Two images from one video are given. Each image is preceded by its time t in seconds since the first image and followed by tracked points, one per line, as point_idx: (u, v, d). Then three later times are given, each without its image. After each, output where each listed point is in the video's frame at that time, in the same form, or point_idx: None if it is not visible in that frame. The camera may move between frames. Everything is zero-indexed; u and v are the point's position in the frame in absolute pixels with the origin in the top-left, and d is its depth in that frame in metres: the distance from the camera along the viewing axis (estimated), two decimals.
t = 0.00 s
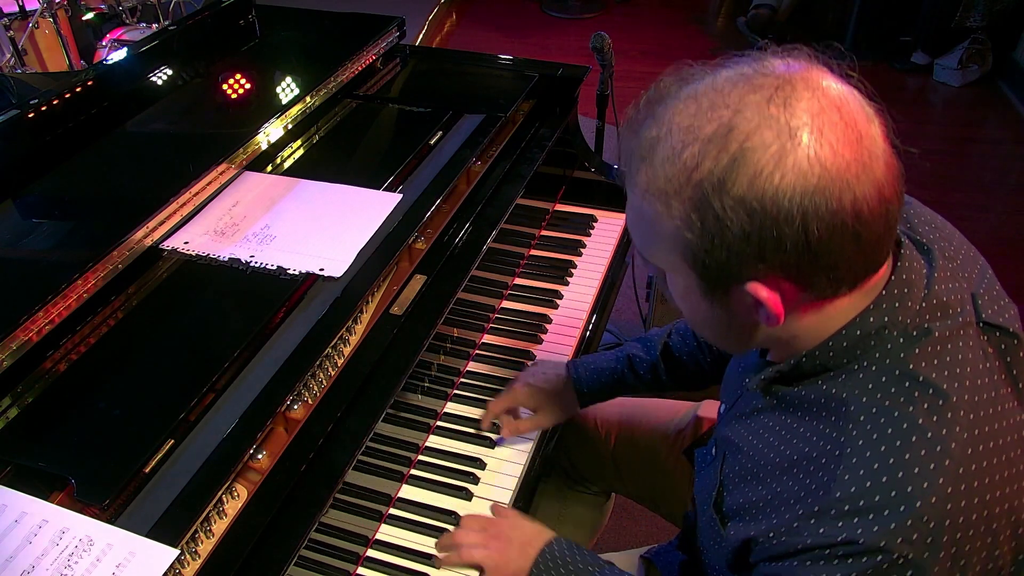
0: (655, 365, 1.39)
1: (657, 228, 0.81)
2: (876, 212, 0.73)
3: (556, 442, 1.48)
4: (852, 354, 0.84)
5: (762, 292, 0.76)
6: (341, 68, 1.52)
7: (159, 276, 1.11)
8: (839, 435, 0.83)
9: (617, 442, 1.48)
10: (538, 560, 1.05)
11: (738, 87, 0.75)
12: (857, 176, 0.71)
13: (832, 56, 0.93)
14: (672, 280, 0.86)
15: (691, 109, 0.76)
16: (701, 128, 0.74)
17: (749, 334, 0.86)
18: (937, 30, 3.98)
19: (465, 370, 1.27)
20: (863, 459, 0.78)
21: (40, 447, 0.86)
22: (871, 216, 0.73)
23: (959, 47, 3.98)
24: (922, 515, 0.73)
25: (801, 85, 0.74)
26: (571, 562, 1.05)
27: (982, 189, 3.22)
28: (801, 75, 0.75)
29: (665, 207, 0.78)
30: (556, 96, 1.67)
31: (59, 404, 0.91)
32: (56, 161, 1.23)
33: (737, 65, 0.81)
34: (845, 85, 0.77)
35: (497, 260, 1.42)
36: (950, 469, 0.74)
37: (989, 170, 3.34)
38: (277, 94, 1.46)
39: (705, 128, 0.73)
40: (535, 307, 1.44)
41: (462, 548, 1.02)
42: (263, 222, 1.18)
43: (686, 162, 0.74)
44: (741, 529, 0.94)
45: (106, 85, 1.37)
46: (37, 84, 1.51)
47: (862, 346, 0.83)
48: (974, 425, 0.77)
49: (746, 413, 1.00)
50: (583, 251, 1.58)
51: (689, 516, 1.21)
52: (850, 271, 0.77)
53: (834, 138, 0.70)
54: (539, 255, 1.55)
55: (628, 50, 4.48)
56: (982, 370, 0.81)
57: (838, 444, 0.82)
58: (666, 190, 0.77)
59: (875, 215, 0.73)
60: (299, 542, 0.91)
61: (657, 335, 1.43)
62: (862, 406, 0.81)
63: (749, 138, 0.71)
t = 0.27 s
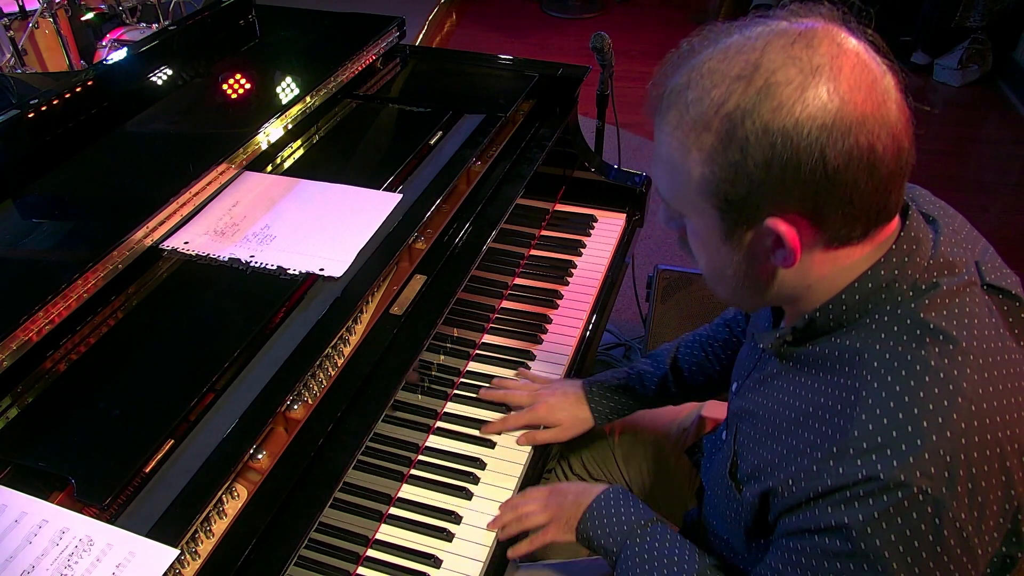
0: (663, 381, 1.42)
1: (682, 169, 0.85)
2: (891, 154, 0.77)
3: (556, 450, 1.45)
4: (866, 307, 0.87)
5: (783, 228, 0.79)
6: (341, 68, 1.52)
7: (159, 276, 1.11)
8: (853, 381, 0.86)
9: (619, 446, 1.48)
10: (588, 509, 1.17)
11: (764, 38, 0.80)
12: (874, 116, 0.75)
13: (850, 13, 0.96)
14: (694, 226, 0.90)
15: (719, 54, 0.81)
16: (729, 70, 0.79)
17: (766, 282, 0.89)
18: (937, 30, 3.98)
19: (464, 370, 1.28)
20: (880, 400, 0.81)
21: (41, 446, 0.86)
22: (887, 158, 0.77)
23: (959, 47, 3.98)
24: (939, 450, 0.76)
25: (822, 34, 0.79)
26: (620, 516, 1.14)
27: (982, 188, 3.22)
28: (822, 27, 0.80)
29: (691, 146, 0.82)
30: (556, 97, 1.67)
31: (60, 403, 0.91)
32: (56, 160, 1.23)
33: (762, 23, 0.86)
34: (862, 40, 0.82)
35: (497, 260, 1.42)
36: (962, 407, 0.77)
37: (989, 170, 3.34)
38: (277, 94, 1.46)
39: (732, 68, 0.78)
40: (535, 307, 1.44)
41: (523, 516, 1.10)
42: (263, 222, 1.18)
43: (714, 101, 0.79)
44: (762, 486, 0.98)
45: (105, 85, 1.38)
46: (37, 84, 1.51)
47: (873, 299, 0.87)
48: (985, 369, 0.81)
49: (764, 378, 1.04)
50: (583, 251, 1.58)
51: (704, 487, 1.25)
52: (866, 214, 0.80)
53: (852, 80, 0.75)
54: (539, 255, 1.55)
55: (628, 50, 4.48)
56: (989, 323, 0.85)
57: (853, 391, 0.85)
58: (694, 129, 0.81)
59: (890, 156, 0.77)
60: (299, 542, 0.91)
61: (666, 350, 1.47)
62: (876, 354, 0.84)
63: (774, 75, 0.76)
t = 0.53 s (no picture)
0: (689, 362, 1.45)
1: (708, 117, 0.88)
2: (907, 111, 0.80)
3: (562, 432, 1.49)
4: (868, 262, 0.89)
5: (800, 173, 0.82)
6: (341, 68, 1.52)
7: (159, 277, 1.11)
8: (849, 321, 0.89)
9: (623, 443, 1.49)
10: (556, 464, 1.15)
11: None
12: (892, 72, 0.78)
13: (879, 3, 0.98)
14: (715, 177, 0.93)
15: (750, 12, 0.85)
16: (756, 26, 0.82)
17: (783, 234, 0.91)
18: (937, 30, 3.98)
19: (465, 370, 1.27)
20: (871, 335, 0.84)
21: (41, 446, 0.86)
22: (904, 114, 0.79)
23: (959, 47, 3.97)
24: (920, 382, 0.78)
25: None
26: (584, 466, 1.16)
27: (982, 188, 3.22)
28: None
29: (718, 96, 0.86)
30: (556, 97, 1.67)
31: (60, 403, 0.91)
32: (56, 160, 1.23)
33: None
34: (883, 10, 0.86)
35: (497, 260, 1.42)
36: (948, 346, 0.80)
37: (989, 170, 3.34)
38: (277, 94, 1.46)
39: (761, 23, 0.82)
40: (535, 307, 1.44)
41: (489, 462, 1.12)
42: (263, 222, 1.18)
43: (743, 52, 0.82)
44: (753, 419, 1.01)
45: (105, 85, 1.38)
46: (37, 84, 1.51)
47: (877, 256, 0.89)
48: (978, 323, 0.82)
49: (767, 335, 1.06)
50: (583, 251, 1.58)
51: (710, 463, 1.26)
52: (879, 167, 0.82)
53: (872, 37, 0.78)
54: (539, 255, 1.55)
55: (628, 50, 4.48)
56: (986, 287, 0.87)
57: (847, 329, 0.88)
58: (722, 79, 0.84)
59: (906, 113, 0.80)
60: (299, 542, 0.91)
61: (695, 335, 1.49)
62: (872, 298, 0.87)
63: (800, 29, 0.79)
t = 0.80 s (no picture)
0: (664, 356, 1.45)
1: (713, 103, 0.88)
2: (909, 98, 0.80)
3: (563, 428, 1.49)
4: (873, 248, 0.90)
5: (806, 158, 0.81)
6: (341, 68, 1.52)
7: (159, 277, 1.11)
8: (857, 303, 0.89)
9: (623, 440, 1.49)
10: (564, 467, 1.16)
11: None
12: (896, 59, 0.78)
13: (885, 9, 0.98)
14: (719, 164, 0.92)
15: (754, 2, 0.85)
16: (761, 14, 0.83)
17: (786, 221, 0.91)
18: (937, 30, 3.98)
19: (465, 370, 1.27)
20: (881, 316, 0.84)
21: (41, 446, 0.85)
22: (905, 101, 0.80)
23: (959, 47, 3.97)
24: (932, 359, 0.79)
25: None
26: (592, 468, 1.17)
27: (982, 188, 3.22)
28: None
29: (723, 83, 0.86)
30: (556, 97, 1.67)
31: (60, 403, 0.91)
32: (56, 160, 1.23)
33: None
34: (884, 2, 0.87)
35: (498, 260, 1.42)
36: (957, 325, 0.80)
37: (989, 170, 3.34)
38: (277, 94, 1.46)
39: (766, 12, 0.82)
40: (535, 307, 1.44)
41: (496, 462, 1.12)
42: (263, 222, 1.18)
43: (748, 41, 0.83)
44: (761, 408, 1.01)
45: (105, 85, 1.38)
46: (37, 84, 1.51)
47: (881, 241, 0.89)
48: (984, 302, 0.83)
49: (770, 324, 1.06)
50: (583, 251, 1.58)
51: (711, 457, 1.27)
52: (884, 152, 0.82)
53: (876, 24, 0.79)
54: (539, 255, 1.55)
55: (628, 50, 4.48)
56: (989, 269, 0.87)
57: (856, 312, 0.88)
58: (727, 66, 0.85)
59: (909, 101, 0.80)
60: (299, 542, 0.91)
61: (664, 330, 1.49)
62: (880, 281, 0.88)
63: (806, 16, 0.79)
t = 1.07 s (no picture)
0: (682, 362, 1.44)
1: (698, 127, 0.88)
2: (898, 119, 0.79)
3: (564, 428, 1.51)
4: (866, 267, 0.89)
5: (793, 183, 0.81)
6: (341, 68, 1.52)
7: (159, 277, 1.11)
8: (849, 325, 0.89)
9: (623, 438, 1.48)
10: (561, 484, 1.16)
11: (780, 8, 0.83)
12: (882, 81, 0.77)
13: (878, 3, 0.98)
14: (707, 186, 0.93)
15: (736, 23, 0.85)
16: (744, 37, 0.82)
17: (776, 242, 0.91)
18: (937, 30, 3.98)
19: (464, 370, 1.28)
20: (871, 340, 0.84)
21: (41, 446, 0.85)
22: (893, 121, 0.79)
23: (959, 47, 3.98)
24: (923, 385, 0.78)
25: (833, 6, 0.82)
26: (589, 481, 1.17)
27: (982, 188, 3.22)
28: None
29: (707, 108, 0.86)
30: (556, 97, 1.67)
31: (58, 404, 0.91)
32: (56, 159, 1.23)
33: None
34: (872, 15, 0.86)
35: (498, 260, 1.42)
36: (949, 350, 0.80)
37: (989, 170, 3.34)
38: (277, 94, 1.46)
39: (747, 35, 0.82)
40: (535, 307, 1.44)
41: (495, 468, 1.12)
42: (263, 222, 1.18)
43: (730, 65, 0.82)
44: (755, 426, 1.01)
45: (106, 85, 1.38)
46: (37, 84, 1.51)
47: (874, 259, 0.89)
48: (978, 325, 0.83)
49: (765, 339, 1.06)
50: (583, 251, 1.58)
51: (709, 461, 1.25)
52: (872, 174, 0.81)
53: (860, 45, 0.78)
54: (539, 255, 1.55)
55: (628, 50, 4.48)
56: (984, 287, 0.87)
57: (848, 334, 0.88)
58: (710, 91, 0.85)
59: (897, 120, 0.79)
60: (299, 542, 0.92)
61: (681, 334, 1.49)
62: (871, 302, 0.87)
63: (788, 38, 0.79)
